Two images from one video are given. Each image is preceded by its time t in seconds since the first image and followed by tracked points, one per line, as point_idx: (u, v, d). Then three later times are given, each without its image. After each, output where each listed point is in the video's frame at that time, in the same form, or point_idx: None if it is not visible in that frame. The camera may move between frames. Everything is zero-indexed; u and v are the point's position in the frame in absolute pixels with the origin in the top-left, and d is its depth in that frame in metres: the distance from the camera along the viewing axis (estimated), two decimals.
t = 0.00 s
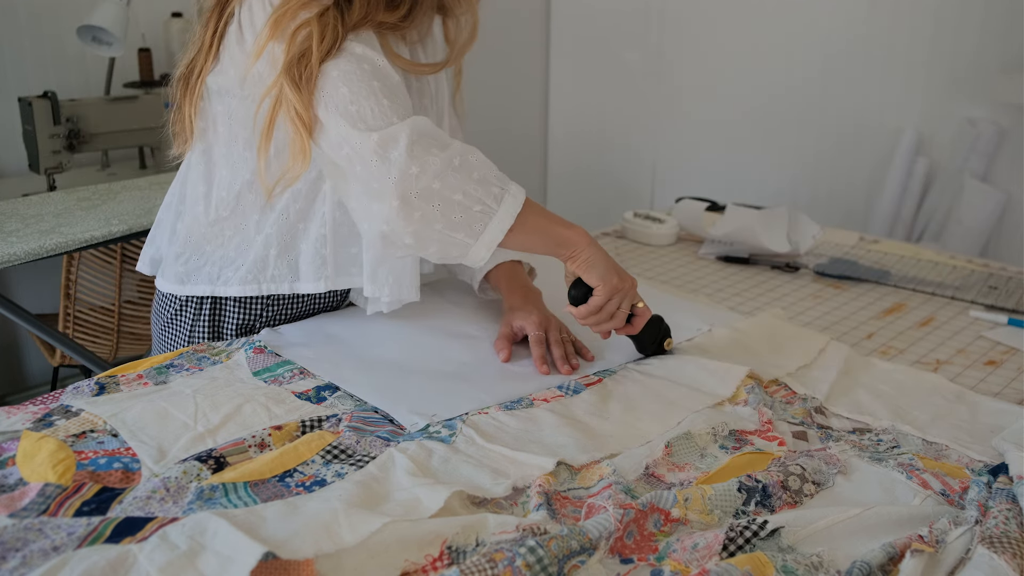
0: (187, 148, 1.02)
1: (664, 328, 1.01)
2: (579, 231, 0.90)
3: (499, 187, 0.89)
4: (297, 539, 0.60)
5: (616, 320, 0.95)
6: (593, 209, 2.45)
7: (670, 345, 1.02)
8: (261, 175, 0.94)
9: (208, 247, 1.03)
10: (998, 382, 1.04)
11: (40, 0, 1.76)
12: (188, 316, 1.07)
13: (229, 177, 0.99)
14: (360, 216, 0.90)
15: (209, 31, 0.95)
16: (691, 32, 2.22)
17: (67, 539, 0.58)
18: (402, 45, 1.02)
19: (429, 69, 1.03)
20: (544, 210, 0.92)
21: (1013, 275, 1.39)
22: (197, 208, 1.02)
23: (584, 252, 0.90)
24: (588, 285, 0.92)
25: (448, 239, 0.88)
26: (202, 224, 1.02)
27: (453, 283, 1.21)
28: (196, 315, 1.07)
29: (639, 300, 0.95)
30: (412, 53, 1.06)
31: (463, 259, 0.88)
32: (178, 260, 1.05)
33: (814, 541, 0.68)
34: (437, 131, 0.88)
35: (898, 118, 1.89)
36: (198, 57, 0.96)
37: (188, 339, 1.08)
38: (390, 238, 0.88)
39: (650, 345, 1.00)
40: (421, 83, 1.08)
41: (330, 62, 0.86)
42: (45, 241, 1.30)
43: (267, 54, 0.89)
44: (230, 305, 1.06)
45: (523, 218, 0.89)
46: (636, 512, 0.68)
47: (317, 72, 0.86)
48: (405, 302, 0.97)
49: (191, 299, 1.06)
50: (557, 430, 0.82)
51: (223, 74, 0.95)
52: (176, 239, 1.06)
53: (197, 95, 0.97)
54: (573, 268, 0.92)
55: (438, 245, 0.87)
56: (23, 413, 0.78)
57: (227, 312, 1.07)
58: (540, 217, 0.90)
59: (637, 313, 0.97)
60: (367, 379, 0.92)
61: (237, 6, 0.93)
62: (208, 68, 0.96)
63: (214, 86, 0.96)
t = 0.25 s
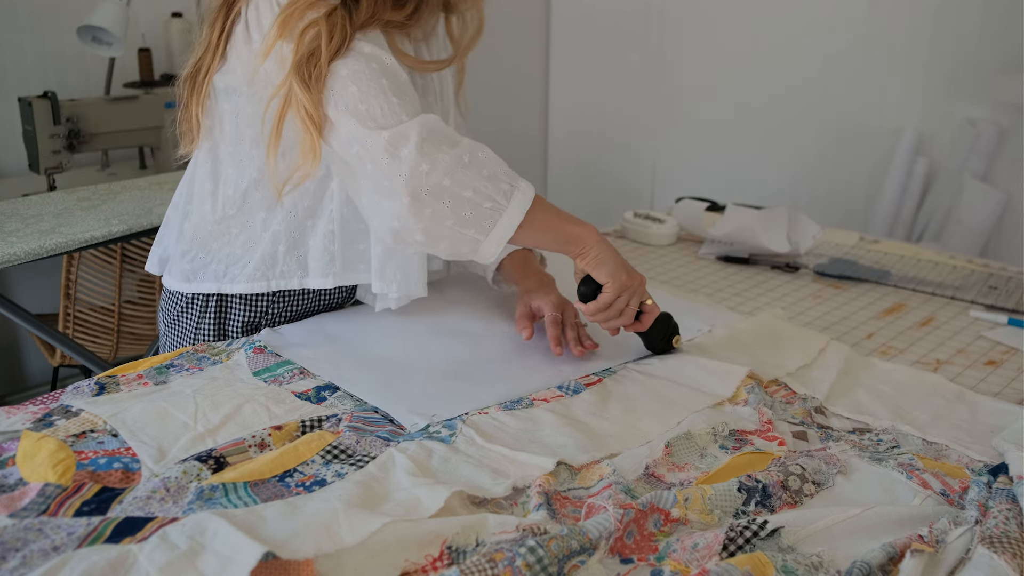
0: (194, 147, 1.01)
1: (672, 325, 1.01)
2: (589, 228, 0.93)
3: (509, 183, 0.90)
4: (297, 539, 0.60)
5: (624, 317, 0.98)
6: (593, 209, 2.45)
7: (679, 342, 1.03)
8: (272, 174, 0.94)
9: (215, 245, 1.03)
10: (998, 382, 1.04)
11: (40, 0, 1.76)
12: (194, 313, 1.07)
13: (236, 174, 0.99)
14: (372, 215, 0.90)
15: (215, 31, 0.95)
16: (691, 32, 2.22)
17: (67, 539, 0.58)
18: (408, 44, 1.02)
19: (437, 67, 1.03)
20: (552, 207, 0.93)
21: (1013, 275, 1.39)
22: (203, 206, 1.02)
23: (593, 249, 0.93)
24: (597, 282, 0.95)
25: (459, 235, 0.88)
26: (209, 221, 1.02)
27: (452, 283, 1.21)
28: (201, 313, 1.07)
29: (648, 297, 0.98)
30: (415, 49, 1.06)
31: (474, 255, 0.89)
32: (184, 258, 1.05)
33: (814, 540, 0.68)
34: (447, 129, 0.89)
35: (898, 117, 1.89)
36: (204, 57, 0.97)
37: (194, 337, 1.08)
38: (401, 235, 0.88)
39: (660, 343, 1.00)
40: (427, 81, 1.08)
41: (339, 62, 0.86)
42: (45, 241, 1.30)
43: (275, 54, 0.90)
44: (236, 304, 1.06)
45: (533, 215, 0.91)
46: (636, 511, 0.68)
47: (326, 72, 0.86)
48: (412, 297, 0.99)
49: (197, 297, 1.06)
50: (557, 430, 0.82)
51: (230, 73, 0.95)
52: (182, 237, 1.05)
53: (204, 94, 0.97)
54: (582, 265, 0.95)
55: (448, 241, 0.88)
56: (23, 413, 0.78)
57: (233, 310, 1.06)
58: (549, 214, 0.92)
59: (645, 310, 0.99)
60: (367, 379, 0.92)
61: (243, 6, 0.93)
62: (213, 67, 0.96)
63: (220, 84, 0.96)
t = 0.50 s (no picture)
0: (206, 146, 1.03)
1: (684, 321, 1.04)
2: (602, 227, 0.98)
3: (522, 183, 0.92)
4: (297, 540, 0.60)
5: (636, 313, 1.03)
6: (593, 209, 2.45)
7: (690, 338, 1.05)
8: (285, 174, 0.95)
9: (225, 243, 1.03)
10: (998, 382, 1.04)
11: (40, 0, 1.76)
12: (203, 310, 1.08)
13: (246, 173, 0.99)
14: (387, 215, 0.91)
15: (227, 30, 0.96)
16: (691, 32, 2.22)
17: (66, 539, 0.58)
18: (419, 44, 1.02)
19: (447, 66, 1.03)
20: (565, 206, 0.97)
21: (1013, 275, 1.39)
22: (214, 204, 1.03)
23: (606, 246, 0.98)
24: (610, 279, 1.00)
25: (473, 235, 0.90)
26: (220, 220, 1.02)
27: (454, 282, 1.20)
28: (210, 310, 1.07)
29: (659, 293, 1.03)
30: (425, 49, 1.05)
31: (487, 254, 0.92)
32: (194, 255, 1.05)
33: (814, 541, 0.68)
34: (461, 130, 0.90)
35: (898, 118, 1.90)
36: (216, 56, 0.98)
37: (202, 335, 1.09)
38: (415, 234, 0.90)
39: (673, 337, 1.03)
40: (436, 79, 1.07)
41: (353, 63, 0.88)
42: (45, 241, 1.30)
43: (289, 55, 0.91)
44: (244, 301, 1.06)
45: (546, 215, 0.94)
46: (636, 512, 0.68)
47: (341, 73, 0.88)
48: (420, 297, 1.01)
49: (205, 293, 1.07)
50: (557, 430, 0.82)
51: (242, 73, 0.97)
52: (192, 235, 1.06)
53: (216, 94, 0.98)
54: (595, 262, 0.99)
55: (462, 241, 0.90)
56: (23, 413, 0.78)
57: (240, 308, 1.07)
58: (562, 213, 0.95)
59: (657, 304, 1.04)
60: (367, 378, 0.92)
61: (256, 6, 0.94)
62: (226, 66, 0.97)
63: (232, 84, 0.98)
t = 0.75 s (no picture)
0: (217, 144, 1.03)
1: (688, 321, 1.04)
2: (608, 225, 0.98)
3: (527, 180, 0.92)
4: (297, 540, 0.60)
5: (640, 312, 1.03)
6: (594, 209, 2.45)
7: (694, 337, 1.05)
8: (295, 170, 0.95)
9: (234, 239, 1.04)
10: (998, 382, 1.04)
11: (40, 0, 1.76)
12: (211, 306, 1.08)
13: (256, 170, 1.00)
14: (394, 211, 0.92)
15: (240, 29, 0.97)
16: (691, 32, 2.22)
17: (66, 539, 0.58)
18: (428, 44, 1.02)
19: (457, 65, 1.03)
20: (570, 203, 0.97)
21: (1013, 275, 1.39)
22: (224, 200, 1.03)
23: (612, 244, 0.98)
24: (615, 277, 1.01)
25: (478, 231, 0.90)
26: (230, 216, 1.03)
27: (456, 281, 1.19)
28: (218, 306, 1.07)
29: (664, 293, 1.04)
30: (436, 48, 1.05)
31: (492, 251, 0.91)
32: (204, 251, 1.06)
33: (814, 541, 0.68)
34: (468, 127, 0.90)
35: (898, 118, 1.90)
36: (229, 54, 0.98)
37: (209, 332, 1.09)
38: (421, 231, 0.90)
39: (677, 337, 1.03)
40: (445, 80, 1.07)
41: (361, 61, 0.88)
42: (45, 241, 1.30)
43: (299, 52, 0.91)
44: (252, 298, 1.06)
45: (552, 213, 0.94)
46: (636, 512, 0.68)
47: (349, 71, 0.88)
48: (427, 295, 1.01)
49: (214, 289, 1.07)
50: (557, 430, 0.82)
51: (254, 70, 0.96)
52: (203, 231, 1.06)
53: (227, 91, 0.99)
54: (600, 260, 1.00)
55: (467, 237, 0.90)
56: (23, 413, 0.78)
57: (246, 306, 1.07)
58: (567, 210, 0.95)
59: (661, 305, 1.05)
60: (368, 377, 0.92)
61: (269, 4, 0.95)
62: (238, 64, 0.97)
63: (244, 81, 0.98)
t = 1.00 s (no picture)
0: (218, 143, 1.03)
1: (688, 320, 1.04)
2: (607, 224, 0.98)
3: (525, 179, 0.92)
4: (297, 539, 0.60)
5: (640, 311, 1.03)
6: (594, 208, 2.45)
7: (694, 337, 1.05)
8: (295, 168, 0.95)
9: (235, 237, 1.04)
10: (998, 382, 1.04)
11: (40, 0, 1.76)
12: (211, 303, 1.08)
13: (257, 168, 1.00)
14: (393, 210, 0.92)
15: (243, 28, 0.97)
16: (691, 32, 2.22)
17: (67, 539, 0.58)
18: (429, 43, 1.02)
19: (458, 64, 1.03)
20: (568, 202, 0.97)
21: (1013, 275, 1.39)
22: (225, 198, 1.04)
23: (610, 243, 0.98)
24: (615, 277, 1.01)
25: (475, 230, 0.90)
26: (231, 213, 1.03)
27: (456, 281, 1.19)
28: (218, 303, 1.08)
29: (664, 292, 1.04)
30: (438, 48, 1.05)
31: (490, 250, 0.91)
32: (206, 249, 1.06)
33: (814, 541, 0.68)
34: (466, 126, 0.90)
35: (898, 117, 1.90)
36: (231, 54, 0.98)
37: (209, 330, 1.09)
38: (419, 229, 0.90)
39: (677, 336, 1.03)
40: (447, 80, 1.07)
41: (361, 60, 0.88)
42: (45, 241, 1.30)
43: (300, 52, 0.91)
44: (250, 296, 1.06)
45: (550, 212, 0.94)
46: (636, 512, 0.68)
47: (349, 70, 0.88)
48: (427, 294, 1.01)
49: (214, 286, 1.07)
50: (557, 430, 0.82)
51: (256, 69, 0.96)
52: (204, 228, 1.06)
53: (230, 90, 0.98)
54: (599, 259, 1.00)
55: (465, 236, 0.90)
56: (23, 413, 0.78)
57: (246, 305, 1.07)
58: (566, 209, 0.95)
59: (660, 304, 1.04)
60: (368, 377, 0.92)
61: (270, 4, 0.95)
62: (240, 63, 0.97)
63: (246, 80, 0.97)
